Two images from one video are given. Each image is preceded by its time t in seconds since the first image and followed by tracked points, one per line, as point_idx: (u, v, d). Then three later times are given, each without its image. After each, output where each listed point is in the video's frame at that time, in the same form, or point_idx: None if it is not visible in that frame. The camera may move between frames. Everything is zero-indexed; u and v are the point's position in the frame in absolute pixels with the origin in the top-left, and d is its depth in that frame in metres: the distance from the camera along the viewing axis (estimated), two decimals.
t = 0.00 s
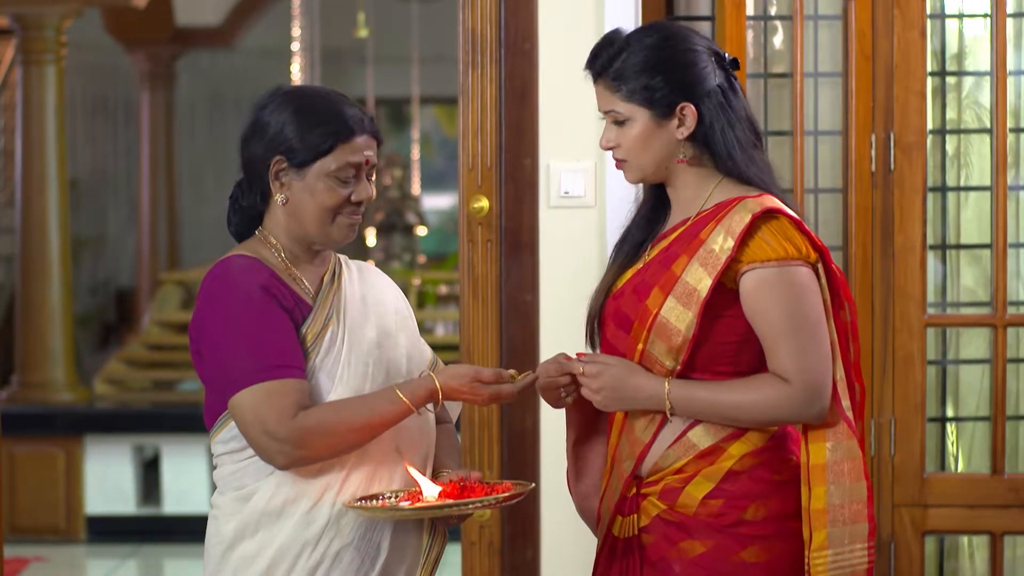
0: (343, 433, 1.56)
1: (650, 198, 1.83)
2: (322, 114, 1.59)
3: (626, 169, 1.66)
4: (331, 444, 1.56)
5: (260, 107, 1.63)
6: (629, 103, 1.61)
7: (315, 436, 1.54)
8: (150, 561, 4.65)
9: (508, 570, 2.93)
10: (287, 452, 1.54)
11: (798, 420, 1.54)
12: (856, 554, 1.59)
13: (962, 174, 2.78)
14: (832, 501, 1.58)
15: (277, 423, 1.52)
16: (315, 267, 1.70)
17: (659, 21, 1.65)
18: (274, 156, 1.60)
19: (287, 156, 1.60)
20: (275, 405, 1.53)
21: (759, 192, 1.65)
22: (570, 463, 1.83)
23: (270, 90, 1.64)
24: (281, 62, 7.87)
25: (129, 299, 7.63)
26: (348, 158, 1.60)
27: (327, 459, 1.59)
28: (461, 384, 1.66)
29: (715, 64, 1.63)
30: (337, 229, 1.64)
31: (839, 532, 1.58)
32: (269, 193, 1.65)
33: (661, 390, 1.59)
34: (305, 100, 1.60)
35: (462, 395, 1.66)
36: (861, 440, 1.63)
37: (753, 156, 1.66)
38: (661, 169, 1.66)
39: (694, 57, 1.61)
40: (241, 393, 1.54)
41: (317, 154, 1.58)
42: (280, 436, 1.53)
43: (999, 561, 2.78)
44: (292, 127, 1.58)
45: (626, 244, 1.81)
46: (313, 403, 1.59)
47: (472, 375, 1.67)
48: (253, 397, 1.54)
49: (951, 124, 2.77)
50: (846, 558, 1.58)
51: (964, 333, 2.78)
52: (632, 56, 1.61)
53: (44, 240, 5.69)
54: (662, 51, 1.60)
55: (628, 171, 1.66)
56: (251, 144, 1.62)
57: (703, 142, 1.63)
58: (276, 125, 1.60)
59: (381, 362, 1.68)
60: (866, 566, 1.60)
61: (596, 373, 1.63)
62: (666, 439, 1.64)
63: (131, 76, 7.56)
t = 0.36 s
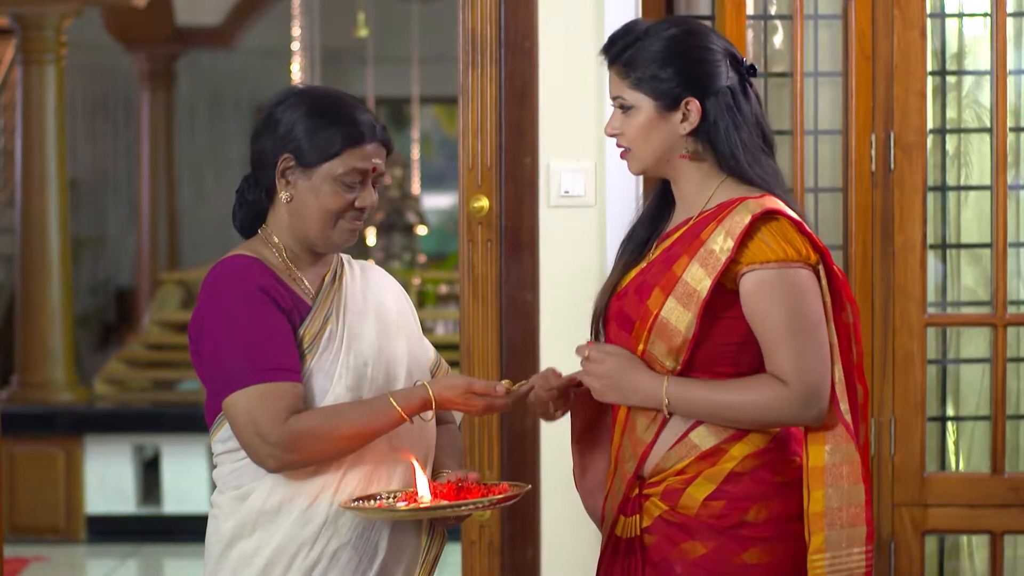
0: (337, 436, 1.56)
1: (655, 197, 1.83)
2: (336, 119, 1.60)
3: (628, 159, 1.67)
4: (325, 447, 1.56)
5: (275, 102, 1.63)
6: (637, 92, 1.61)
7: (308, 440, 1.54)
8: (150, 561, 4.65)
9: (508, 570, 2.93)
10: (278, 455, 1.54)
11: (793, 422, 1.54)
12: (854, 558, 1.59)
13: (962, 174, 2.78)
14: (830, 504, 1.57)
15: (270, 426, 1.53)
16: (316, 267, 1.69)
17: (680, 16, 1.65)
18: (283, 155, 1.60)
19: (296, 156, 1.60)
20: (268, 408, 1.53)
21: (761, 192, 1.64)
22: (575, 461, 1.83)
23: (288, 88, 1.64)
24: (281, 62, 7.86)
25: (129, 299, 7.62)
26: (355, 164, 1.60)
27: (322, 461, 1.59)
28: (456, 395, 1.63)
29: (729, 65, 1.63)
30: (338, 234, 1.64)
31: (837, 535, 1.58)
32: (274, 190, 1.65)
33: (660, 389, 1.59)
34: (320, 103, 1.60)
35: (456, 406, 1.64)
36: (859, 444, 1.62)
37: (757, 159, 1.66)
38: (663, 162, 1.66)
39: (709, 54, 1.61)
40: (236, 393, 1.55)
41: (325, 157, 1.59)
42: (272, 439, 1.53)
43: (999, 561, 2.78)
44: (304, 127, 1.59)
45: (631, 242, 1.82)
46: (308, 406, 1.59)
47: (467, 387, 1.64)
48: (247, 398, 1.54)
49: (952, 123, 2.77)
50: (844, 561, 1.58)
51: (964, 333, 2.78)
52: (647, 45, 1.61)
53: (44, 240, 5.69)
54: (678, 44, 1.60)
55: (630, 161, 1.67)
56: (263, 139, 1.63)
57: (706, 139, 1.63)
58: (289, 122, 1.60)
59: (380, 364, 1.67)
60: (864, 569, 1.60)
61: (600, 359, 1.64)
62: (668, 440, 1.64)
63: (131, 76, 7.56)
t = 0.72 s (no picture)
0: (340, 438, 1.56)
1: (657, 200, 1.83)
2: (317, 106, 1.63)
3: (635, 156, 1.66)
4: (327, 450, 1.56)
5: (251, 113, 1.66)
6: (645, 84, 1.62)
7: (311, 442, 1.54)
8: (150, 561, 4.65)
9: (508, 569, 2.94)
10: (282, 456, 1.54)
11: (794, 423, 1.53)
12: (852, 560, 1.59)
13: (961, 173, 2.78)
14: (828, 506, 1.57)
15: (274, 428, 1.52)
16: (322, 265, 1.70)
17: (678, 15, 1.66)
18: (278, 155, 1.63)
19: (291, 153, 1.63)
20: (272, 410, 1.53)
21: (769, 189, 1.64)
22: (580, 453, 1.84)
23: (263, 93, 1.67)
24: (281, 62, 7.86)
25: (129, 299, 7.62)
26: (346, 141, 1.64)
27: (324, 464, 1.59)
28: (461, 397, 1.62)
29: (731, 61, 1.64)
30: (354, 210, 1.67)
31: (835, 537, 1.58)
32: (276, 190, 1.66)
33: (661, 383, 1.58)
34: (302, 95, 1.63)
35: (460, 409, 1.62)
36: (858, 447, 1.62)
37: (764, 153, 1.66)
38: (670, 158, 1.65)
39: (713, 50, 1.62)
40: (240, 394, 1.54)
41: (321, 141, 1.62)
42: (277, 440, 1.53)
43: (999, 561, 2.78)
44: (293, 119, 1.62)
45: (630, 247, 1.83)
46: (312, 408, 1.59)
47: (473, 388, 1.63)
48: (251, 399, 1.53)
49: (951, 123, 2.77)
50: (843, 563, 1.58)
51: (963, 332, 2.79)
52: (649, 42, 1.62)
53: (44, 240, 5.68)
54: (681, 39, 1.61)
55: (637, 159, 1.66)
56: (248, 150, 1.64)
57: (713, 133, 1.63)
58: (275, 123, 1.63)
59: (386, 363, 1.68)
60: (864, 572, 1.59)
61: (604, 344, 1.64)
62: (669, 440, 1.64)
63: (131, 75, 7.56)
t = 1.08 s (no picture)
0: (344, 440, 1.56)
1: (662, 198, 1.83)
2: (309, 102, 1.63)
3: (637, 158, 1.68)
4: (330, 452, 1.56)
5: (244, 114, 1.65)
6: (643, 87, 1.62)
7: (314, 445, 1.54)
8: (151, 561, 4.65)
9: (508, 569, 2.94)
10: (285, 458, 1.54)
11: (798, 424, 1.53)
12: (854, 560, 1.58)
13: (961, 174, 2.77)
14: (831, 506, 1.57)
15: (277, 431, 1.52)
16: (326, 265, 1.70)
17: (686, 14, 1.65)
18: (275, 155, 1.63)
19: (288, 151, 1.63)
20: (275, 412, 1.53)
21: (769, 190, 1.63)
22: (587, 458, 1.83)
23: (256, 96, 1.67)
24: (281, 62, 7.86)
25: (129, 299, 7.63)
26: (339, 133, 1.64)
27: (326, 466, 1.59)
28: (464, 405, 1.62)
29: (735, 61, 1.63)
30: (354, 200, 1.67)
31: (838, 537, 1.57)
32: (275, 190, 1.67)
33: (667, 403, 1.58)
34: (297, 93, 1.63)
35: (463, 416, 1.62)
36: (864, 447, 1.61)
37: (766, 154, 1.65)
38: (669, 160, 1.66)
39: (716, 48, 1.61)
40: (244, 396, 1.54)
41: (313, 136, 1.63)
42: (279, 443, 1.53)
43: (999, 561, 2.78)
44: (286, 117, 1.63)
45: (637, 244, 1.83)
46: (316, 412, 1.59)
47: (476, 396, 1.63)
48: (254, 402, 1.53)
49: (951, 123, 2.77)
50: (845, 564, 1.57)
51: (963, 333, 2.78)
52: (652, 42, 1.62)
53: (44, 240, 5.68)
54: (685, 39, 1.61)
55: (638, 159, 1.68)
56: (243, 149, 1.64)
57: (712, 134, 1.63)
58: (269, 122, 1.63)
59: (390, 364, 1.67)
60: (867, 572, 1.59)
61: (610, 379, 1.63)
62: (673, 440, 1.64)
63: (131, 75, 7.56)
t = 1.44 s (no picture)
0: (346, 443, 1.56)
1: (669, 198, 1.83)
2: (311, 102, 1.64)
3: (641, 156, 1.68)
4: (332, 455, 1.56)
5: (248, 114, 1.66)
6: (649, 87, 1.63)
7: (316, 448, 1.54)
8: (150, 561, 4.65)
9: (508, 569, 2.95)
10: (286, 462, 1.54)
11: (802, 425, 1.54)
12: (862, 559, 1.58)
13: (962, 174, 2.78)
14: (839, 505, 1.57)
15: (279, 434, 1.52)
16: (329, 266, 1.70)
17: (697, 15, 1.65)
18: (276, 149, 1.63)
19: (289, 145, 1.62)
20: (278, 416, 1.52)
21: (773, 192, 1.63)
22: (600, 467, 1.82)
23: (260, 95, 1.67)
24: (281, 62, 7.86)
25: (129, 299, 7.64)
26: (341, 131, 1.64)
27: (327, 469, 1.59)
28: (465, 407, 1.61)
29: (743, 64, 1.63)
30: (354, 197, 1.67)
31: (845, 537, 1.57)
32: (277, 188, 1.67)
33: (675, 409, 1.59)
34: (301, 92, 1.64)
35: (465, 418, 1.61)
36: (870, 446, 1.62)
37: (771, 158, 1.64)
38: (673, 160, 1.66)
39: (723, 49, 1.61)
40: (246, 398, 1.54)
41: (315, 133, 1.62)
42: (280, 446, 1.53)
43: (999, 561, 2.77)
44: (287, 115, 1.63)
45: (644, 243, 1.83)
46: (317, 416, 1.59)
47: (478, 399, 1.63)
48: (256, 404, 1.53)
49: (952, 123, 2.77)
50: (853, 563, 1.58)
51: (964, 333, 2.78)
52: (661, 43, 1.62)
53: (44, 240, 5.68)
54: (694, 40, 1.61)
55: (643, 158, 1.68)
56: (246, 147, 1.64)
57: (717, 136, 1.63)
58: (273, 120, 1.63)
59: (392, 366, 1.67)
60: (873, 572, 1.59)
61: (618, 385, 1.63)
62: (679, 441, 1.64)
63: (131, 75, 7.56)
